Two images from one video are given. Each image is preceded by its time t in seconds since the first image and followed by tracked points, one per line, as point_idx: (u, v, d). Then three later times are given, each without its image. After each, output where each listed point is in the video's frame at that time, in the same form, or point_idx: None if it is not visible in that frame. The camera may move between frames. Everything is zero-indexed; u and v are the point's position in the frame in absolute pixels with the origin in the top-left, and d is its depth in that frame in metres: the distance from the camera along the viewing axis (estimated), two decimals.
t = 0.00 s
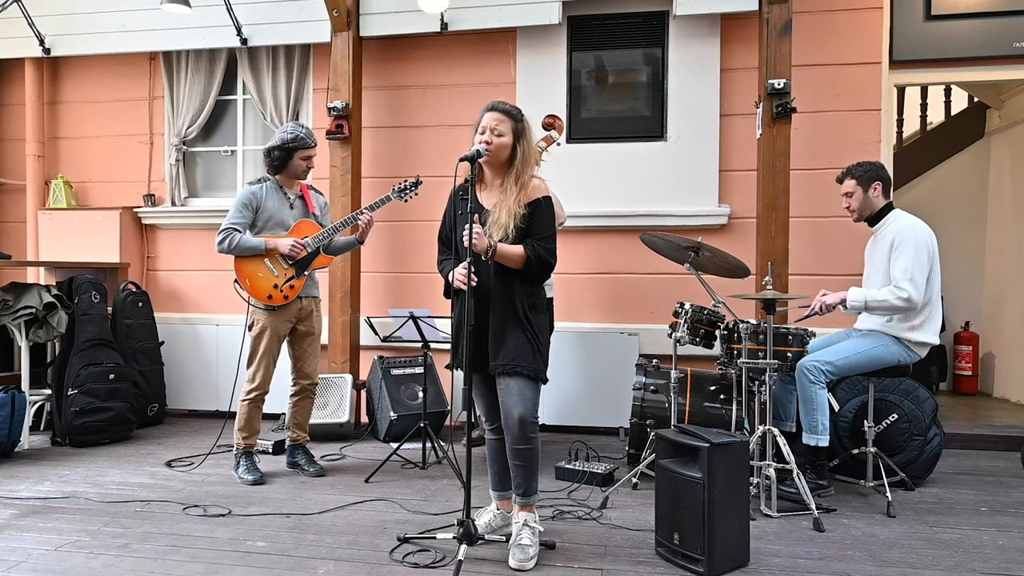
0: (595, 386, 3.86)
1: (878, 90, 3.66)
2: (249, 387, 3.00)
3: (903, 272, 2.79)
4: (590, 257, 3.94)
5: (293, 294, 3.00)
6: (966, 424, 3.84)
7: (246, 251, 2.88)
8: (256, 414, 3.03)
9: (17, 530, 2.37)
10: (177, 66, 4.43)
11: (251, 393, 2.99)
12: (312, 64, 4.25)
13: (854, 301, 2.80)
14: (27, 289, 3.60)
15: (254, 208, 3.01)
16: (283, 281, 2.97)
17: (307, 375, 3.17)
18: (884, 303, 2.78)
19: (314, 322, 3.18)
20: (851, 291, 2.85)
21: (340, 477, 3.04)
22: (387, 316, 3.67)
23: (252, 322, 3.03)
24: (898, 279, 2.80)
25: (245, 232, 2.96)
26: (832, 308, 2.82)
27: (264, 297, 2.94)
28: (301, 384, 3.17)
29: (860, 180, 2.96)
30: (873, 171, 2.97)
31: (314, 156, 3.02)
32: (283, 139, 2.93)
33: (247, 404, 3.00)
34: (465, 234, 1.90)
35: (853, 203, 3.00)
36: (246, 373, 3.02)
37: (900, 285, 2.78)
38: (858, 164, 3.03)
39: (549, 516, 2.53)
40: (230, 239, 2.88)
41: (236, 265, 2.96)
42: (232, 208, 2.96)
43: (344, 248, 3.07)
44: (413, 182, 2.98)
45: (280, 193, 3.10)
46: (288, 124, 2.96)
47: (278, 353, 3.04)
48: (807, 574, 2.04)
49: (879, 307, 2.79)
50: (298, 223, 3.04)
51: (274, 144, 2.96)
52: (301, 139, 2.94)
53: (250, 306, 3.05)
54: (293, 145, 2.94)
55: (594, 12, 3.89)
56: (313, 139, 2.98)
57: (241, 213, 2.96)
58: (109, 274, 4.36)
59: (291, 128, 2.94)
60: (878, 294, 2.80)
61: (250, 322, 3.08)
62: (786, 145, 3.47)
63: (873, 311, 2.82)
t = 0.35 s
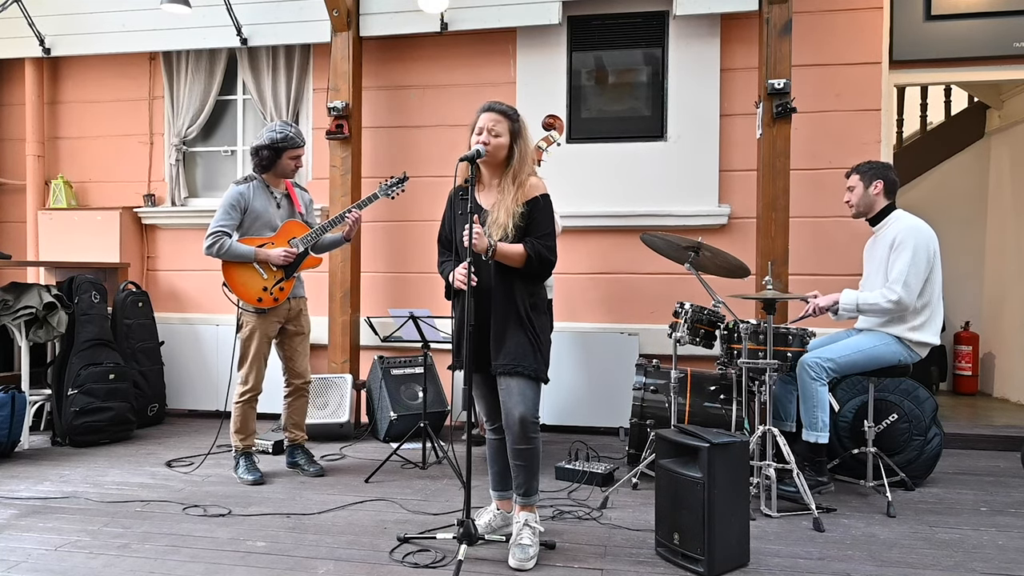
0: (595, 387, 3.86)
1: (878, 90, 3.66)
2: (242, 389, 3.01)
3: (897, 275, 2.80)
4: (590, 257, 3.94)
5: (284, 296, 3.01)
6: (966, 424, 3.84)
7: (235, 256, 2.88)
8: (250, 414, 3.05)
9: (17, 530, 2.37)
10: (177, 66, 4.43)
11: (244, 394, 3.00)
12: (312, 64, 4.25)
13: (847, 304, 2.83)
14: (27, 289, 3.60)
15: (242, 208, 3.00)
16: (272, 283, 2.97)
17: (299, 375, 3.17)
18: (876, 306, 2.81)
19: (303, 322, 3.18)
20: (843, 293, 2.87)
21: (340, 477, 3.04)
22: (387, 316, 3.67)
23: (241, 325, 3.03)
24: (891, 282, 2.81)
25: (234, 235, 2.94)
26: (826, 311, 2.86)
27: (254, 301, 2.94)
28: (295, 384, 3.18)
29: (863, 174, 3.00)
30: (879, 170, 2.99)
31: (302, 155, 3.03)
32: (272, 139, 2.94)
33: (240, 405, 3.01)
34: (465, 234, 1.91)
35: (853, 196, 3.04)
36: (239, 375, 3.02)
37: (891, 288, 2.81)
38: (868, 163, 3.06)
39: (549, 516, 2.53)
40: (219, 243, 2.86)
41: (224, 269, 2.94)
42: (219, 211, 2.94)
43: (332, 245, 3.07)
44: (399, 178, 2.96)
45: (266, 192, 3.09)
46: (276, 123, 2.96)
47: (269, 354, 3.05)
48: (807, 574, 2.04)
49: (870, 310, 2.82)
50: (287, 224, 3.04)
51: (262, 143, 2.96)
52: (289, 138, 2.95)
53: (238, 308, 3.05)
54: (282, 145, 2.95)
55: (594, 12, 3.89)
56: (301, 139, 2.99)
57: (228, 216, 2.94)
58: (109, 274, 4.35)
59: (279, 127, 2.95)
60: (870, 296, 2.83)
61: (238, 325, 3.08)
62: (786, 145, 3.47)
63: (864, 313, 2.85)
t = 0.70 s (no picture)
0: (595, 387, 3.86)
1: (878, 90, 3.66)
2: (243, 389, 3.00)
3: (913, 273, 2.79)
4: (590, 257, 3.94)
5: (285, 296, 3.01)
6: (966, 424, 3.84)
7: (236, 257, 2.87)
8: (250, 414, 3.05)
9: (17, 530, 2.37)
10: (177, 66, 4.43)
11: (244, 395, 3.00)
12: (312, 64, 4.25)
13: (870, 301, 2.84)
14: (27, 289, 3.60)
15: (242, 208, 2.99)
16: (274, 283, 2.97)
17: (300, 375, 3.17)
18: (899, 303, 2.79)
19: (304, 322, 3.18)
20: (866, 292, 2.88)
21: (340, 477, 3.04)
22: (388, 316, 3.67)
23: (242, 325, 3.03)
24: (909, 279, 2.80)
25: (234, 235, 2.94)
26: (848, 309, 2.86)
27: (256, 301, 2.94)
28: (295, 384, 3.18)
29: (857, 176, 3.03)
30: (872, 171, 3.00)
31: (301, 153, 3.03)
32: (270, 138, 2.93)
33: (241, 405, 3.01)
34: (465, 234, 1.91)
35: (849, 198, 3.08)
36: (239, 376, 3.02)
37: (913, 284, 2.78)
38: (864, 166, 3.07)
39: (549, 516, 2.53)
40: (220, 244, 2.86)
41: (224, 270, 2.94)
42: (218, 212, 2.93)
43: (336, 241, 3.11)
44: (397, 176, 2.97)
45: (265, 191, 3.08)
46: (273, 123, 2.95)
47: (269, 355, 3.05)
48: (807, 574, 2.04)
49: (895, 307, 2.80)
50: (287, 224, 3.04)
51: (260, 143, 2.95)
52: (288, 137, 2.95)
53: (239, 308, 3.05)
54: (281, 144, 2.94)
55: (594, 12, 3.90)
56: (299, 137, 2.99)
57: (227, 216, 2.93)
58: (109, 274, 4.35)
59: (277, 126, 2.94)
60: (893, 293, 2.81)
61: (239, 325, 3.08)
62: (786, 145, 3.47)
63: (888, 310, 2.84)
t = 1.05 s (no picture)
0: (595, 387, 3.86)
1: (878, 90, 3.66)
2: (249, 387, 3.00)
3: (910, 270, 2.79)
4: (591, 257, 3.94)
5: (297, 296, 3.01)
6: (966, 424, 3.84)
7: (249, 257, 2.87)
8: (255, 414, 3.04)
9: (17, 530, 2.37)
10: (177, 66, 4.43)
11: (250, 394, 3.00)
12: (312, 64, 4.25)
13: (866, 297, 2.84)
14: (27, 289, 3.60)
15: (255, 208, 2.99)
16: (285, 284, 2.98)
17: (308, 376, 3.17)
18: (895, 299, 2.79)
19: (314, 322, 3.19)
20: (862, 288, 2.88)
21: (340, 477, 3.04)
22: (388, 316, 3.67)
23: (252, 323, 3.03)
24: (906, 275, 2.80)
25: (247, 235, 2.94)
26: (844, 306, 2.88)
27: (267, 300, 2.95)
28: (303, 385, 3.17)
29: (864, 172, 3.03)
30: (880, 169, 2.99)
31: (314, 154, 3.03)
32: (283, 139, 2.94)
33: (246, 404, 3.00)
34: (465, 234, 1.91)
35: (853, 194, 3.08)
36: (245, 375, 3.02)
37: (910, 280, 2.77)
38: (877, 163, 3.05)
39: (549, 516, 2.53)
40: (233, 244, 2.86)
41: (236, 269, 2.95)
42: (232, 212, 2.93)
43: (356, 234, 3.08)
44: (409, 176, 2.94)
45: (279, 192, 3.08)
46: (286, 123, 2.96)
47: (278, 354, 3.05)
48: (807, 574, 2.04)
49: (891, 303, 2.80)
50: (299, 225, 3.04)
51: (274, 144, 2.96)
52: (301, 138, 2.96)
53: (249, 307, 3.05)
54: (294, 145, 2.95)
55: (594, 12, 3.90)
56: (313, 138, 3.00)
57: (241, 216, 2.93)
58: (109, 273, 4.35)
59: (290, 127, 2.95)
60: (890, 289, 2.81)
61: (249, 324, 3.09)
62: (786, 145, 3.47)
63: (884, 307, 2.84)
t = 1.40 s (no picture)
0: (595, 387, 3.86)
1: (878, 90, 3.66)
2: (256, 387, 3.00)
3: (898, 273, 2.80)
4: (591, 258, 3.94)
5: (308, 298, 3.01)
6: (965, 424, 3.84)
7: (262, 258, 2.89)
8: (260, 415, 3.03)
9: (17, 529, 2.37)
10: (177, 66, 4.43)
11: (256, 394, 3.00)
12: (312, 64, 4.25)
13: (846, 301, 2.81)
14: (27, 289, 3.60)
15: (270, 211, 3.01)
16: (297, 285, 2.98)
17: (318, 379, 3.14)
18: (876, 304, 2.79)
19: (325, 325, 3.19)
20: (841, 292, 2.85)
21: (340, 477, 3.04)
22: (388, 316, 3.67)
23: (263, 324, 3.04)
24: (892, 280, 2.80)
25: (261, 236, 2.95)
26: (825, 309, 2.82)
27: (279, 302, 2.95)
28: (313, 388, 3.14)
29: (863, 174, 3.03)
30: (879, 169, 2.99)
31: (329, 158, 3.04)
32: (299, 142, 2.94)
33: (251, 404, 3.00)
34: (465, 234, 1.91)
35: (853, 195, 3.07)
36: (253, 375, 3.02)
37: (892, 285, 2.79)
38: (874, 163, 3.06)
39: (549, 516, 2.53)
40: (247, 245, 2.87)
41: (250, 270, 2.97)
42: (248, 213, 2.95)
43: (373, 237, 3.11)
44: (425, 183, 2.93)
45: (295, 195, 3.09)
46: (303, 127, 2.97)
47: (287, 355, 3.05)
48: (807, 574, 2.04)
49: (871, 308, 2.80)
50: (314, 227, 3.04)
51: (290, 147, 2.97)
52: (317, 142, 2.96)
53: (261, 308, 3.06)
54: (310, 148, 2.95)
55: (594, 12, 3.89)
56: (329, 142, 3.00)
57: (257, 218, 2.95)
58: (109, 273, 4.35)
59: (306, 131, 2.95)
60: (871, 294, 2.81)
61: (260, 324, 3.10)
62: (786, 145, 3.47)
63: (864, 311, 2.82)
